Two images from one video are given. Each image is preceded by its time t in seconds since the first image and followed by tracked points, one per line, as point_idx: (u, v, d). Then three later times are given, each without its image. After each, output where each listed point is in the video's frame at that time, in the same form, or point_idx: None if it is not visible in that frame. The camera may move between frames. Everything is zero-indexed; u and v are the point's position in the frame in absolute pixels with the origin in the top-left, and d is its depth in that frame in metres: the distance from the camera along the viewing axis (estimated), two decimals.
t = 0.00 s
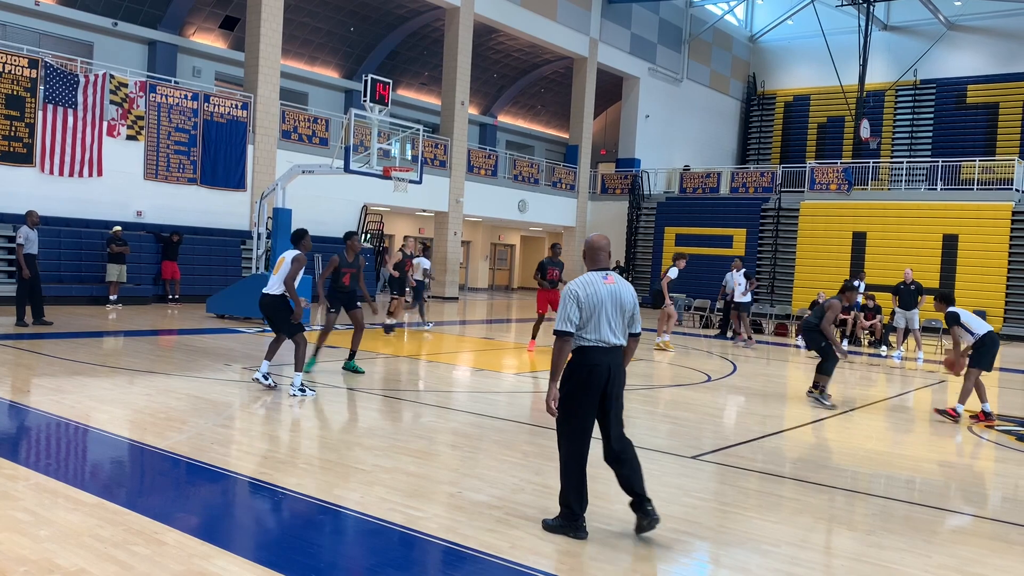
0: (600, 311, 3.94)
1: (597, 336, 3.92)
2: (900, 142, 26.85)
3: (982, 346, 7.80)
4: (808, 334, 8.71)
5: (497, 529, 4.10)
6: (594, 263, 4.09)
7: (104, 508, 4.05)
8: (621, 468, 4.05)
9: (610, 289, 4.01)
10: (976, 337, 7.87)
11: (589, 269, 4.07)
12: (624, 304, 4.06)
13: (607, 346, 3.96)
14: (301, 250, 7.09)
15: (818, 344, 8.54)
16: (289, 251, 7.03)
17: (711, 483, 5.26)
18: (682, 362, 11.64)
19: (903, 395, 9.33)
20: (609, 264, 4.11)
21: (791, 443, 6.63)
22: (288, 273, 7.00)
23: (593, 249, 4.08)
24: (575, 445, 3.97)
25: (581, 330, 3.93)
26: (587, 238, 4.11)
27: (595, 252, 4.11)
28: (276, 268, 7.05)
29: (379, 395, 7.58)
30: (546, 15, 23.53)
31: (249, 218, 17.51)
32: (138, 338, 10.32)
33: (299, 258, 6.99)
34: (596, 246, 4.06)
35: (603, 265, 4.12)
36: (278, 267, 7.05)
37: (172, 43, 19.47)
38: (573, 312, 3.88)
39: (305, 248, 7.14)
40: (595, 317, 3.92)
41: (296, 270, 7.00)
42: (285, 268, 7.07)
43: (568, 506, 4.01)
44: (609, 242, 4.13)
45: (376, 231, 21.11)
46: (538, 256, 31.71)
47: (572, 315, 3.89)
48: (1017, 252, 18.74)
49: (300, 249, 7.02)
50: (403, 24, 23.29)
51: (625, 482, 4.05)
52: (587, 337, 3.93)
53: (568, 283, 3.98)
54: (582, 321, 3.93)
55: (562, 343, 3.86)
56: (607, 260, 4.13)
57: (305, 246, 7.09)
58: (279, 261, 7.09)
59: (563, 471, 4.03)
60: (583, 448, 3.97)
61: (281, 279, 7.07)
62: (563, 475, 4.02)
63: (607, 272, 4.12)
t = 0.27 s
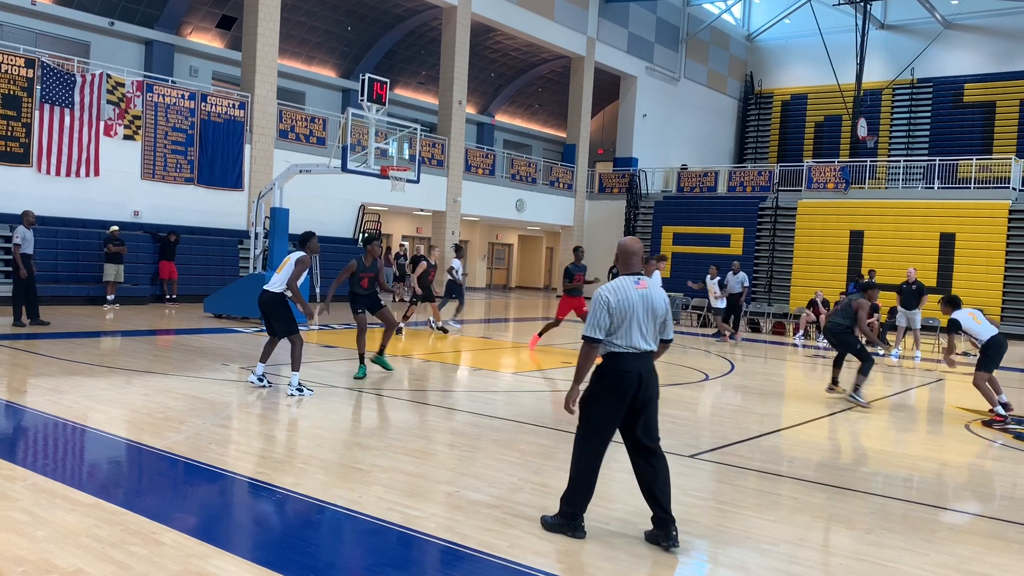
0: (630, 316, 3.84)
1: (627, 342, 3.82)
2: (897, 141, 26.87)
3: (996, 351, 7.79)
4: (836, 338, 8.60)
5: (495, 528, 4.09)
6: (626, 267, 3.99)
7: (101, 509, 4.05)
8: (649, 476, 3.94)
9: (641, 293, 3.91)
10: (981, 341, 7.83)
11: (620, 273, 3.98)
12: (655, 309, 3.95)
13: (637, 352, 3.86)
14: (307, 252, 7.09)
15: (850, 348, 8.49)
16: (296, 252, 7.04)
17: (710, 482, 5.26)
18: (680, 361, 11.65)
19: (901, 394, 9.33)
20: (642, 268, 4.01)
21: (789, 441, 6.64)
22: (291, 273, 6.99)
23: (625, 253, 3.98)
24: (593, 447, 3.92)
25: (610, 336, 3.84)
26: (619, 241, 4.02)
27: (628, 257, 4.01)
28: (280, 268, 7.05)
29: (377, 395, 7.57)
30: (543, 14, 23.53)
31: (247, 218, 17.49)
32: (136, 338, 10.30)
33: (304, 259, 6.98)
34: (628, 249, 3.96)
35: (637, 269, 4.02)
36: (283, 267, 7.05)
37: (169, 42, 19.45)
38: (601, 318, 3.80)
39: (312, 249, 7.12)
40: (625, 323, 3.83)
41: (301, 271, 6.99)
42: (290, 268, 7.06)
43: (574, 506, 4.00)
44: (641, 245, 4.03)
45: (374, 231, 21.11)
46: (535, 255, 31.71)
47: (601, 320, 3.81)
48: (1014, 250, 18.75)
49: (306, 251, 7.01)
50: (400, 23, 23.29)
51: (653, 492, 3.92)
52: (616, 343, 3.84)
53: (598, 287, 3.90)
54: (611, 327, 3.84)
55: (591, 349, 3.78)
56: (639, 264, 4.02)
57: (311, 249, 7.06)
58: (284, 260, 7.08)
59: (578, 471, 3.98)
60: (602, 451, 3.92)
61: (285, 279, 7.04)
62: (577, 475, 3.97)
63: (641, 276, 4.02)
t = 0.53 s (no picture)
0: (655, 314, 3.81)
1: (650, 340, 3.80)
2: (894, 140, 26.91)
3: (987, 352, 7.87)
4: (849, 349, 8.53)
5: (492, 528, 4.10)
6: (653, 265, 3.98)
7: (98, 509, 4.05)
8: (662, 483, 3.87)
9: (666, 291, 3.87)
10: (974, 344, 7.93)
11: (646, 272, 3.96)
12: (682, 307, 3.90)
13: (662, 351, 3.83)
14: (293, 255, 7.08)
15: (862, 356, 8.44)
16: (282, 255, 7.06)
17: (707, 481, 5.27)
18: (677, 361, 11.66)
19: (899, 393, 9.34)
20: (669, 265, 3.97)
21: (787, 441, 6.65)
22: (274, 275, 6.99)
23: (652, 252, 3.96)
24: (611, 446, 3.87)
25: (635, 334, 3.83)
26: (647, 240, 4.00)
27: (656, 255, 3.98)
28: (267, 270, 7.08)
29: (375, 396, 7.57)
30: (540, 14, 23.52)
31: (244, 218, 17.48)
32: (133, 338, 10.30)
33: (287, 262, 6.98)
34: (654, 248, 3.93)
35: (664, 267, 3.99)
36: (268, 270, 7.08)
37: (166, 43, 19.42)
38: (623, 316, 3.80)
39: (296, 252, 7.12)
40: (649, 321, 3.81)
41: (283, 272, 6.99)
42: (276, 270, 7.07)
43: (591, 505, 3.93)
44: (669, 243, 3.99)
45: (371, 231, 21.09)
46: (532, 254, 31.71)
47: (624, 318, 3.81)
48: (1011, 250, 18.77)
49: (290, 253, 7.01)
50: (397, 23, 23.29)
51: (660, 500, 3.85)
52: (640, 341, 3.82)
53: (622, 285, 3.90)
54: (635, 325, 3.83)
55: (612, 346, 3.78)
56: (667, 262, 3.99)
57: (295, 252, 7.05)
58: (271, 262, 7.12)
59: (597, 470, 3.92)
60: (623, 451, 3.87)
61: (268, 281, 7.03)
62: (592, 473, 3.94)
63: (668, 274, 3.98)
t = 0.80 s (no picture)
0: (667, 318, 3.74)
1: (662, 343, 3.74)
2: (891, 140, 26.95)
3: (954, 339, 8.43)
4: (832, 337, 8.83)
5: (490, 528, 4.09)
6: (668, 266, 3.89)
7: (95, 510, 4.04)
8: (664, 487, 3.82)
9: (680, 294, 3.79)
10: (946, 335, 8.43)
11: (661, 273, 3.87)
12: (697, 309, 3.82)
13: (676, 353, 3.77)
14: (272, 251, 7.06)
15: (845, 341, 8.83)
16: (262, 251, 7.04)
17: (704, 481, 5.27)
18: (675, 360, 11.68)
19: (896, 393, 9.35)
20: (685, 266, 3.88)
21: (784, 440, 6.65)
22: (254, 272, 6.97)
23: (667, 252, 3.87)
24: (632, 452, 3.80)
25: (646, 337, 3.78)
26: (663, 239, 3.91)
27: (672, 255, 3.88)
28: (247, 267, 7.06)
29: (373, 396, 7.56)
30: (538, 14, 23.53)
31: (241, 219, 17.46)
32: (130, 339, 10.29)
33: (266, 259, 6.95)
34: (669, 249, 3.85)
35: (678, 268, 3.91)
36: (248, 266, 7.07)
37: (163, 43, 19.40)
38: (634, 319, 3.73)
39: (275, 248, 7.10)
40: (661, 324, 3.74)
41: (262, 269, 6.97)
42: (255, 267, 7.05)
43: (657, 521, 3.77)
44: (685, 244, 3.89)
45: (369, 231, 21.08)
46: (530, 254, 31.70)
47: (635, 321, 3.74)
48: (1009, 249, 18.80)
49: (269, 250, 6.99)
50: (394, 23, 23.29)
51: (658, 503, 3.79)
52: (653, 344, 3.76)
53: (635, 287, 3.83)
54: (647, 327, 3.77)
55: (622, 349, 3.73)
56: (682, 263, 3.90)
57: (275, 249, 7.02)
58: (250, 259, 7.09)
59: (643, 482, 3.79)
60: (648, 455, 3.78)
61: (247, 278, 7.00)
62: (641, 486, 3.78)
63: (682, 275, 3.91)
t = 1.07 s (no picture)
0: (680, 320, 3.61)
1: (676, 347, 3.61)
2: (888, 140, 26.98)
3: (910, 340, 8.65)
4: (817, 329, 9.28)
5: (488, 528, 4.09)
6: (675, 268, 3.77)
7: (93, 510, 4.04)
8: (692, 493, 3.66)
9: (692, 295, 3.66)
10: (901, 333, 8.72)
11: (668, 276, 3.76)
12: (708, 311, 3.70)
13: (692, 356, 3.63)
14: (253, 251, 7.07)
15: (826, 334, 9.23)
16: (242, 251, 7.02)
17: (702, 481, 5.28)
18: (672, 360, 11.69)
19: (893, 392, 9.37)
20: (692, 268, 3.77)
21: (781, 440, 6.66)
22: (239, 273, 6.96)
23: (674, 255, 3.76)
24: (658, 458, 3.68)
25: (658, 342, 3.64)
26: (668, 242, 3.81)
27: (678, 258, 3.78)
28: (227, 269, 7.01)
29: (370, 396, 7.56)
30: (535, 14, 23.53)
31: (238, 218, 17.44)
32: (127, 339, 10.28)
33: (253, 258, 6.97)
34: (676, 251, 3.74)
35: (686, 269, 3.79)
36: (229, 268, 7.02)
37: (160, 42, 19.36)
38: (646, 324, 3.59)
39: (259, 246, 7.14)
40: (674, 328, 3.60)
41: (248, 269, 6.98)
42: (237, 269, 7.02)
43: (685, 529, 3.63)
44: (691, 245, 3.79)
45: (366, 231, 21.07)
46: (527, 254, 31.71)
47: (647, 326, 3.60)
48: (1005, 249, 18.82)
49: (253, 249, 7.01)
50: (392, 23, 23.28)
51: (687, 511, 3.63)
52: (667, 348, 3.63)
53: (643, 291, 3.69)
54: (659, 332, 3.63)
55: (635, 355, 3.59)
56: (689, 265, 3.78)
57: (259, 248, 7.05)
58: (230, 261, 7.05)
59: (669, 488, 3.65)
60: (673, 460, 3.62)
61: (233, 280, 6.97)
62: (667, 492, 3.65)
63: (691, 276, 3.79)
